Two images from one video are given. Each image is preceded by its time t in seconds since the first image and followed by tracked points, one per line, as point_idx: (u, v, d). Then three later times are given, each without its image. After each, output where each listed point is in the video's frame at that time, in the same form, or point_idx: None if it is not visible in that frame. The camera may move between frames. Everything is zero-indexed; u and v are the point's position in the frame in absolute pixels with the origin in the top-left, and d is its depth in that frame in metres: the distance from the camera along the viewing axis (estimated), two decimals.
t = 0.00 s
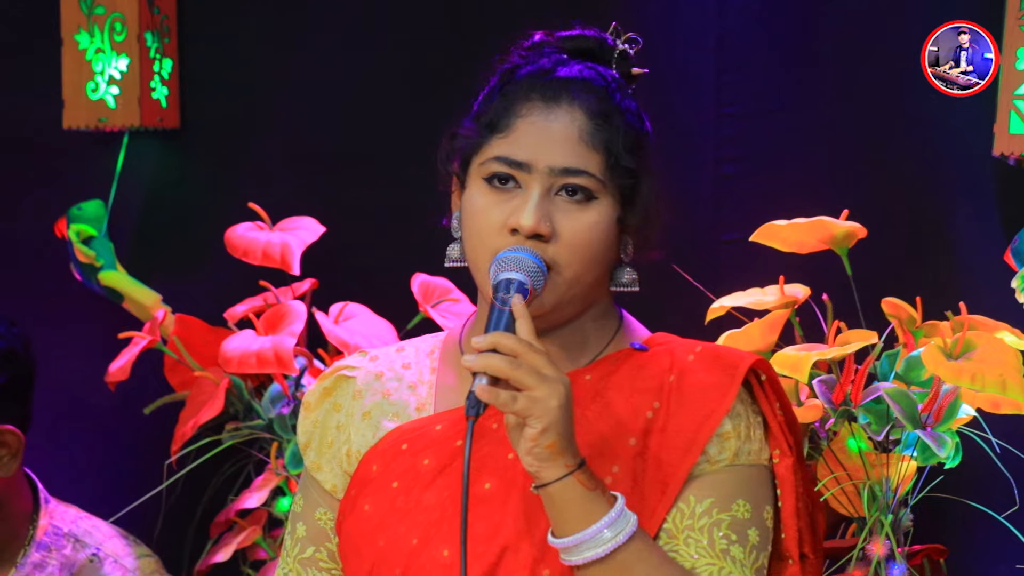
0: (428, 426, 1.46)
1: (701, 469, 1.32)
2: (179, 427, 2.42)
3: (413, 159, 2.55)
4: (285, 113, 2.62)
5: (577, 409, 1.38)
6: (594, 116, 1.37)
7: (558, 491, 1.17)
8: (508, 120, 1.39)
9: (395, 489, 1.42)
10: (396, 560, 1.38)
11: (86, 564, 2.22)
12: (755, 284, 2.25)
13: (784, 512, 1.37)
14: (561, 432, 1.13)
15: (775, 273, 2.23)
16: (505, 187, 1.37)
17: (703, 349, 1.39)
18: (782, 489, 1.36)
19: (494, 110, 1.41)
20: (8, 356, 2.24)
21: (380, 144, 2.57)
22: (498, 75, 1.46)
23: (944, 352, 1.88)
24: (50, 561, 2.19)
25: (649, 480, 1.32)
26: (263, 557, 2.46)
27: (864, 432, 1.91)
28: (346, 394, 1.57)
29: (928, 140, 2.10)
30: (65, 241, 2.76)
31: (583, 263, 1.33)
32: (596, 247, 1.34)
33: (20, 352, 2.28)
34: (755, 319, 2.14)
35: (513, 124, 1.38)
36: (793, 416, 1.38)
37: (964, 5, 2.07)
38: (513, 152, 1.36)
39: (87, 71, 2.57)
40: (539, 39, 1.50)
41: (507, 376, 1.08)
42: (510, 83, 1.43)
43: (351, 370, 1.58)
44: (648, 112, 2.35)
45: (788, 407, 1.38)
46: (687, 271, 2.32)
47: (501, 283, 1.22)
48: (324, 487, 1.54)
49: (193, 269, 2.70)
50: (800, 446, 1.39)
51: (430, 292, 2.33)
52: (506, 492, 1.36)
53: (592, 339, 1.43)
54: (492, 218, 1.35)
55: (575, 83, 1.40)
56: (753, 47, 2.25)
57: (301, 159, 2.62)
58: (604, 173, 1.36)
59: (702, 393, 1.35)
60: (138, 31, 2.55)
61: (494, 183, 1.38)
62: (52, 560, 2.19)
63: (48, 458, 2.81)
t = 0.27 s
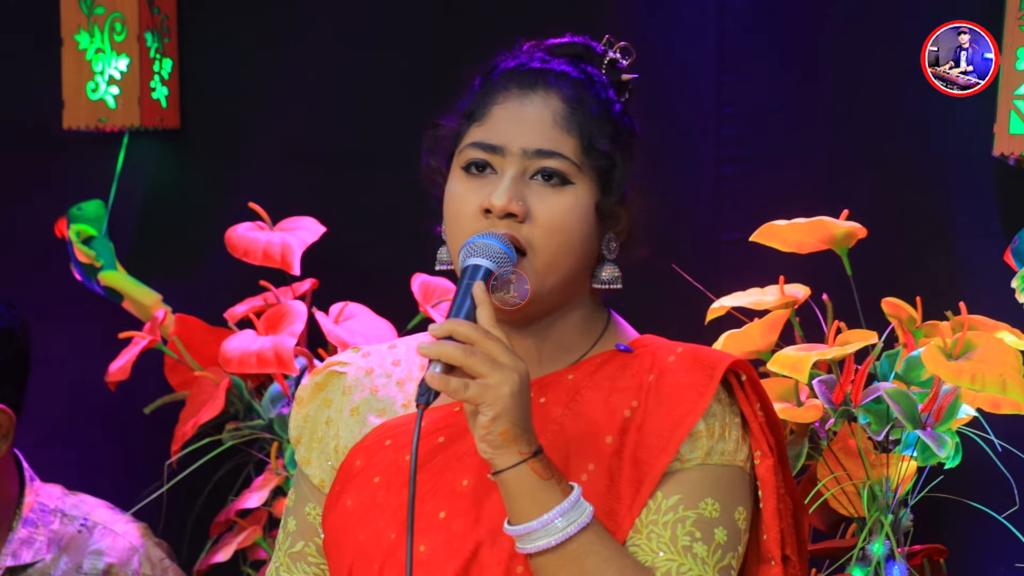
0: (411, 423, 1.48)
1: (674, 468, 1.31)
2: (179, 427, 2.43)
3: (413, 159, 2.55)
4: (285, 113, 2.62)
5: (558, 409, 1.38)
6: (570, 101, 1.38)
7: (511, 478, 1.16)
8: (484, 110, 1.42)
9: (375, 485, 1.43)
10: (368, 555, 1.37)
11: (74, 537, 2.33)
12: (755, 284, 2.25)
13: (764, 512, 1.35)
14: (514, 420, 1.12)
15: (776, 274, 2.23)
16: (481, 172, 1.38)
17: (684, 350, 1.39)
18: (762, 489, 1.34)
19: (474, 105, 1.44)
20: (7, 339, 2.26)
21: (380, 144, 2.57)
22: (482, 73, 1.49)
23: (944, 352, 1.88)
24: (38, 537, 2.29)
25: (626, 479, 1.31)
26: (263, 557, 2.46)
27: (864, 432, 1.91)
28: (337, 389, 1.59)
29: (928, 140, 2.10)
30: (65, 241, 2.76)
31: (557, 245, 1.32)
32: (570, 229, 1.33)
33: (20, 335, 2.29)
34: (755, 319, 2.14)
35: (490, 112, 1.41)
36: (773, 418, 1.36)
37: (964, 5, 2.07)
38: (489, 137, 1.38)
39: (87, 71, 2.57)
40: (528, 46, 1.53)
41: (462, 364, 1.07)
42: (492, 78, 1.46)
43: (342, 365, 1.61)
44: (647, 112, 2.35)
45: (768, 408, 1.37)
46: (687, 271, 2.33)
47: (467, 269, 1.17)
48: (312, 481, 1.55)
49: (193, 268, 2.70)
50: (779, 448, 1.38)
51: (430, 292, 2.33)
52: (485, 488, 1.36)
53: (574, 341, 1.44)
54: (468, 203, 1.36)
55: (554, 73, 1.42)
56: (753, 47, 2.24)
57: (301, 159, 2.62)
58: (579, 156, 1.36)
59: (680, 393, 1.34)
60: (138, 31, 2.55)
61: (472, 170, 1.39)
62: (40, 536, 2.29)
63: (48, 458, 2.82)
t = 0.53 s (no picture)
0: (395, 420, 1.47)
1: (657, 465, 1.29)
2: (179, 427, 2.41)
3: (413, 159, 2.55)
4: (285, 113, 2.62)
5: (541, 406, 1.37)
6: (535, 99, 1.37)
7: (486, 476, 1.16)
8: (452, 112, 1.41)
9: (359, 482, 1.42)
10: (353, 551, 1.38)
11: (62, 568, 2.22)
12: (755, 284, 2.25)
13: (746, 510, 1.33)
14: (487, 418, 1.12)
15: (776, 274, 2.23)
16: (451, 175, 1.37)
17: (668, 347, 1.36)
18: (743, 488, 1.32)
19: (442, 107, 1.43)
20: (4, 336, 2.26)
21: (380, 144, 2.57)
22: (449, 76, 1.48)
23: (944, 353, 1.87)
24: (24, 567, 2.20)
25: (607, 475, 1.30)
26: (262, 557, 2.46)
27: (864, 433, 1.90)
28: (321, 389, 1.59)
29: (928, 140, 2.10)
30: (65, 241, 2.76)
31: (529, 243, 1.31)
32: (542, 226, 1.32)
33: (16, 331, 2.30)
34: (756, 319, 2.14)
35: (457, 115, 1.40)
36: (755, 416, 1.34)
37: (964, 6, 2.07)
38: (457, 140, 1.37)
39: (87, 71, 2.57)
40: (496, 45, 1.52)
41: (433, 364, 1.07)
42: (457, 80, 1.44)
43: (326, 365, 1.60)
44: (647, 113, 2.35)
45: (751, 406, 1.34)
46: (687, 271, 2.33)
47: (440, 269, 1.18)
48: (294, 480, 1.54)
49: (193, 268, 2.70)
50: (763, 446, 1.36)
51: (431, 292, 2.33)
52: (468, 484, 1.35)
53: (553, 337, 1.42)
54: (438, 206, 1.35)
55: (519, 72, 1.41)
56: (753, 47, 2.24)
57: (301, 159, 2.62)
58: (547, 153, 1.35)
59: (663, 389, 1.32)
60: (138, 31, 2.55)
61: (442, 174, 1.38)
62: (26, 565, 2.20)
63: (49, 458, 2.82)
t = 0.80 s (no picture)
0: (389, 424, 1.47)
1: (654, 458, 1.28)
2: (179, 427, 2.41)
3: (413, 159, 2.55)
4: (284, 113, 2.62)
5: (534, 402, 1.38)
6: (507, 97, 1.38)
7: (491, 477, 1.15)
8: (426, 120, 1.41)
9: (354, 484, 1.43)
10: (351, 551, 1.37)
11: (70, 538, 2.26)
12: (755, 284, 2.25)
13: (739, 500, 1.32)
14: (491, 419, 1.12)
15: (776, 274, 2.24)
16: (435, 182, 1.38)
17: (658, 339, 1.37)
18: (737, 477, 1.31)
19: (413, 116, 1.44)
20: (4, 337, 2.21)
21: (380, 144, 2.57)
22: (415, 83, 1.49)
23: (944, 353, 1.87)
24: (36, 539, 2.23)
25: (603, 470, 1.29)
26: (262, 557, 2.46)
27: (863, 433, 1.91)
28: (311, 399, 1.59)
29: (928, 140, 2.10)
30: (65, 241, 2.76)
31: (518, 243, 1.32)
32: (529, 223, 1.33)
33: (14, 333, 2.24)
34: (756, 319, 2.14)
35: (431, 122, 1.40)
36: (747, 406, 1.34)
37: (964, 6, 2.07)
38: (436, 147, 1.37)
39: (87, 70, 2.57)
40: (453, 46, 1.53)
41: (434, 369, 1.06)
42: (425, 87, 1.45)
43: (315, 375, 1.61)
44: (647, 112, 2.35)
45: (742, 395, 1.35)
46: (687, 271, 2.33)
47: (434, 274, 1.18)
48: (287, 489, 1.56)
49: (194, 268, 2.70)
50: (754, 435, 1.35)
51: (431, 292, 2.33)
52: (462, 482, 1.35)
53: (544, 336, 1.43)
54: (425, 214, 1.35)
55: (487, 72, 1.42)
56: (753, 46, 2.24)
57: (301, 159, 2.62)
58: (527, 151, 1.36)
59: (656, 381, 1.33)
60: (138, 31, 2.55)
61: (424, 181, 1.39)
62: (38, 537, 2.23)
63: (49, 457, 2.82)
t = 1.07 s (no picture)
0: (403, 426, 1.49)
1: (667, 455, 1.27)
2: (179, 427, 2.41)
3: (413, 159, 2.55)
4: (284, 113, 2.62)
5: (546, 400, 1.38)
6: (497, 94, 1.40)
7: (507, 479, 1.15)
8: (419, 127, 1.42)
9: (369, 486, 1.43)
10: (367, 551, 1.37)
11: (80, 555, 2.27)
12: (755, 284, 2.25)
13: (751, 496, 1.30)
14: (504, 421, 1.11)
15: (776, 274, 2.24)
16: (437, 187, 1.38)
17: (669, 336, 1.37)
18: (749, 474, 1.29)
19: (405, 127, 1.45)
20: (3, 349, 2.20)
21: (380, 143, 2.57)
22: (400, 96, 1.50)
23: (944, 352, 1.87)
24: (45, 554, 2.23)
25: (617, 467, 1.29)
26: (262, 557, 2.45)
27: (864, 433, 1.91)
28: (326, 406, 1.60)
29: (929, 140, 2.10)
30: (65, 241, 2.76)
31: (528, 238, 1.32)
32: (536, 217, 1.33)
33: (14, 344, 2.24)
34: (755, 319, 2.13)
35: (426, 128, 1.41)
36: (759, 401, 1.33)
37: (964, 6, 2.08)
38: (435, 151, 1.38)
39: (87, 70, 2.56)
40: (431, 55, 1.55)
41: (447, 372, 1.05)
42: (413, 96, 1.46)
43: (329, 381, 1.62)
44: (647, 113, 2.35)
45: (753, 390, 1.34)
46: (687, 271, 2.32)
47: (444, 276, 1.17)
48: (304, 496, 1.56)
49: (194, 268, 2.70)
50: (766, 430, 1.33)
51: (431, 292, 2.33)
52: (475, 480, 1.35)
53: (554, 333, 1.44)
54: (433, 218, 1.36)
55: (473, 75, 1.44)
56: (753, 46, 2.24)
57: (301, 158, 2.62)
58: (525, 144, 1.37)
59: (669, 377, 1.32)
60: (138, 31, 2.55)
61: (426, 187, 1.39)
62: (47, 551, 2.24)
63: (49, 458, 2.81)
